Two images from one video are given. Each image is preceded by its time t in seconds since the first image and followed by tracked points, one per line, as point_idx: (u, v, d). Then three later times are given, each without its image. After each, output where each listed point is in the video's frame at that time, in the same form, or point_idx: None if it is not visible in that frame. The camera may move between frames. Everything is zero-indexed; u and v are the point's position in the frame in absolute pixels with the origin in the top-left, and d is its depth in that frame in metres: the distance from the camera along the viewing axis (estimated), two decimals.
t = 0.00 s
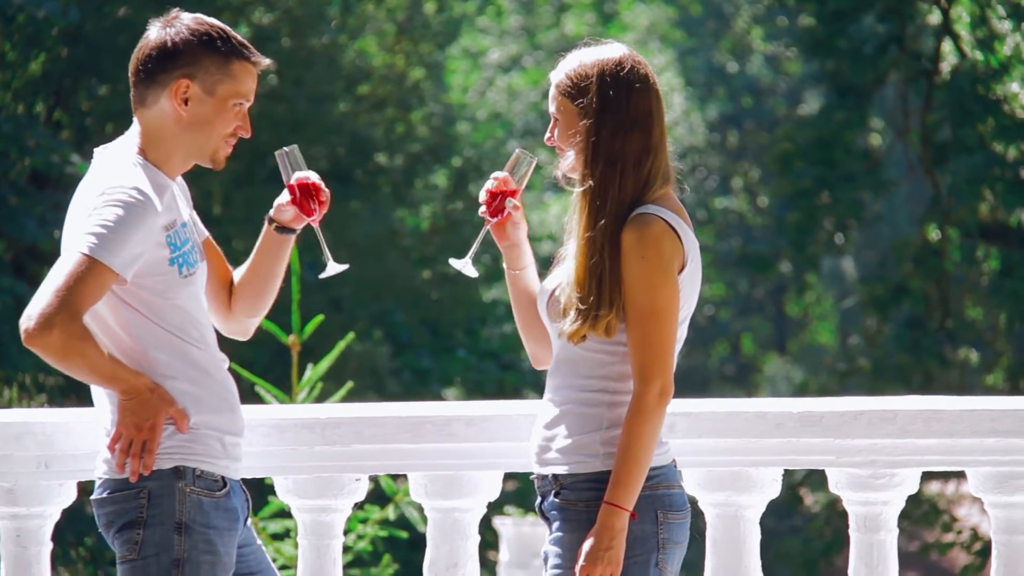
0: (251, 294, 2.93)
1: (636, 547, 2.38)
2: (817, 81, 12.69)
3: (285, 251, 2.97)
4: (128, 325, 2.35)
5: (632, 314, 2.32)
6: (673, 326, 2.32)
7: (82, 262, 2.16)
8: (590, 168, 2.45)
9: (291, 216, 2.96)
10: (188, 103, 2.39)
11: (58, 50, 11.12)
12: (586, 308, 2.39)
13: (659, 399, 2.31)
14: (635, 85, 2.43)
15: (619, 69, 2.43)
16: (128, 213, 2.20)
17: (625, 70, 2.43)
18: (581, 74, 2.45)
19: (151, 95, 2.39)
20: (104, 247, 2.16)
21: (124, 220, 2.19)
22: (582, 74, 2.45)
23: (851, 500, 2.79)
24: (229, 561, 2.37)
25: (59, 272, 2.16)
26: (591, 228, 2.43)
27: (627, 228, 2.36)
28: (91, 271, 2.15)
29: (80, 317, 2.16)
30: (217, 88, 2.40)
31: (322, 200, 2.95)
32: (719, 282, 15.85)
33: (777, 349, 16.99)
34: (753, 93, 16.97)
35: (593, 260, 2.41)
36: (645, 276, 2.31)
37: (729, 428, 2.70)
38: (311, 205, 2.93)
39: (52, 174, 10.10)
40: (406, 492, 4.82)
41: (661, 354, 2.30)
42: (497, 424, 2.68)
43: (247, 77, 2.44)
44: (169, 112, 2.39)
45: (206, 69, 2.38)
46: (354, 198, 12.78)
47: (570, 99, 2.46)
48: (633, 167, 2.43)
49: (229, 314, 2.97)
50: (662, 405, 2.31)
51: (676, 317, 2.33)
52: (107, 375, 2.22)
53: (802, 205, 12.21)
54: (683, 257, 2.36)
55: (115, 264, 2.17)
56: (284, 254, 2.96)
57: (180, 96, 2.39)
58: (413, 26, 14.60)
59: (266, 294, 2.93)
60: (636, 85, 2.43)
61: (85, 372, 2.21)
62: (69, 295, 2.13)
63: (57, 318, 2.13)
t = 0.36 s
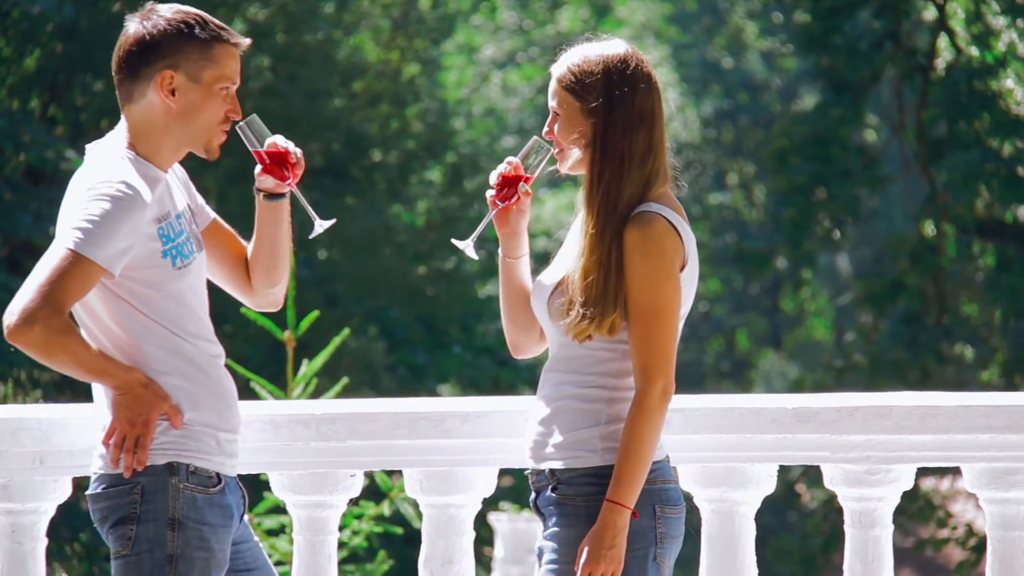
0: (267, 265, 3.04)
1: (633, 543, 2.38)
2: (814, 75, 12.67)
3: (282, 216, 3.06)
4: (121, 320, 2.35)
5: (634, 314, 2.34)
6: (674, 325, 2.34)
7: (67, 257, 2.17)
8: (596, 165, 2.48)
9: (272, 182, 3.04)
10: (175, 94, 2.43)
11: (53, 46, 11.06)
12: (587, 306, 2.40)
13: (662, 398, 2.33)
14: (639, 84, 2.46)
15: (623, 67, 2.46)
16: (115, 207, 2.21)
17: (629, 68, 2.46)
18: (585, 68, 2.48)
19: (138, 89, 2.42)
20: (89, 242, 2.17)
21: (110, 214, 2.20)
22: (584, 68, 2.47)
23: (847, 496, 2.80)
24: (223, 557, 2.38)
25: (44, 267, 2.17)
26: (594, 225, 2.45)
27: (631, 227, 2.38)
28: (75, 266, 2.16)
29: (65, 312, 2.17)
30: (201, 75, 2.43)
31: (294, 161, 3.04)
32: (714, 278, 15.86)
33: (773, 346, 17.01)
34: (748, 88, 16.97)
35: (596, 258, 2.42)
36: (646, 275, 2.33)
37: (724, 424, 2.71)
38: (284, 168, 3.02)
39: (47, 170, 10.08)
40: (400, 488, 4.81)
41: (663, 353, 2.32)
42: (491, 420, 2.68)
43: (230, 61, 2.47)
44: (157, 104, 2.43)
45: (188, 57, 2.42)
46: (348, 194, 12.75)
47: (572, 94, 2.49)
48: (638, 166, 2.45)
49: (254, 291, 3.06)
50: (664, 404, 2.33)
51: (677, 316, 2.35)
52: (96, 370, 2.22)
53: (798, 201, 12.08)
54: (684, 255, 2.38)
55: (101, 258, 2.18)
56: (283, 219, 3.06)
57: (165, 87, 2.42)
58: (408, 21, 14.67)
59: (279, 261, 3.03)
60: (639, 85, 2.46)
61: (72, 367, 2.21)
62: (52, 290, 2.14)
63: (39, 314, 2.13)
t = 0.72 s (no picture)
0: (272, 249, 2.84)
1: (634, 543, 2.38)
2: (812, 74, 12.69)
3: (281, 196, 2.83)
4: (117, 321, 2.35)
5: (640, 315, 2.34)
6: (680, 325, 2.34)
7: (58, 260, 2.18)
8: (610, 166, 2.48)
9: (267, 164, 2.79)
10: (161, 90, 2.41)
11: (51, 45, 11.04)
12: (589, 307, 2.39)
13: (668, 398, 2.33)
14: (651, 86, 2.46)
15: (637, 64, 2.45)
16: (105, 208, 2.21)
17: (645, 69, 2.45)
18: (601, 63, 2.47)
19: (124, 92, 2.42)
20: (80, 244, 2.17)
21: (102, 214, 2.20)
22: (598, 66, 2.46)
23: (845, 496, 2.80)
24: (221, 557, 2.37)
25: (35, 270, 2.18)
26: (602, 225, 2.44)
27: (638, 229, 2.38)
28: (65, 268, 2.17)
29: (57, 314, 2.17)
30: (184, 66, 2.42)
31: (286, 139, 2.75)
32: (713, 278, 15.88)
33: (771, 345, 17.04)
34: (747, 88, 17.02)
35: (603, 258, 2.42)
36: (652, 275, 2.33)
37: (722, 423, 2.71)
38: (276, 149, 2.76)
39: (45, 169, 10.07)
40: (398, 488, 4.81)
41: (670, 353, 2.32)
42: (490, 420, 2.68)
43: (211, 48, 2.46)
44: (145, 103, 2.41)
45: (167, 51, 2.41)
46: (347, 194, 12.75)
47: (585, 90, 2.48)
48: (646, 167, 2.45)
49: (264, 278, 2.87)
50: (669, 404, 2.33)
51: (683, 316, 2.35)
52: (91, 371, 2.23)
53: (799, 201, 12.18)
54: (689, 256, 2.38)
55: (93, 260, 2.19)
56: (283, 200, 2.83)
57: (150, 86, 2.41)
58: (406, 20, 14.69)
59: (285, 242, 2.84)
60: (651, 85, 2.46)
61: (68, 369, 2.22)
62: (44, 293, 2.15)
63: (28, 317, 2.14)
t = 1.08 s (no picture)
0: (281, 242, 2.78)
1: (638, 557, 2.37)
2: (813, 86, 12.72)
3: (283, 187, 2.77)
4: (117, 334, 2.35)
5: (644, 326, 2.33)
6: (684, 336, 2.33)
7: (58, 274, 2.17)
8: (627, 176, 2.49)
9: (266, 155, 2.73)
10: (152, 100, 2.40)
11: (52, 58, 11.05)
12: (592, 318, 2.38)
13: (671, 410, 2.32)
14: (676, 102, 2.48)
15: (664, 82, 2.48)
16: (105, 220, 2.21)
17: (673, 89, 2.48)
18: (637, 70, 2.49)
19: (115, 106, 2.40)
20: (79, 256, 2.17)
21: (101, 227, 2.20)
22: (629, 74, 2.48)
23: (846, 509, 2.79)
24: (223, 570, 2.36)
25: (33, 284, 2.17)
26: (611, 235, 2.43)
27: (643, 240, 2.37)
28: (64, 282, 2.16)
29: (55, 329, 2.16)
30: (172, 73, 2.41)
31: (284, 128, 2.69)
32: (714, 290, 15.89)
33: (772, 358, 17.05)
34: (747, 101, 17.10)
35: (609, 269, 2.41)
36: (658, 287, 2.32)
37: (723, 437, 2.70)
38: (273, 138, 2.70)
39: (46, 181, 10.08)
40: (399, 500, 4.79)
41: (674, 364, 2.31)
42: (491, 432, 2.68)
43: (194, 50, 2.44)
44: (137, 114, 2.40)
45: (153, 59, 2.40)
46: (347, 206, 12.75)
47: (609, 93, 2.49)
48: (661, 181, 2.44)
49: (276, 272, 2.81)
50: (672, 416, 2.32)
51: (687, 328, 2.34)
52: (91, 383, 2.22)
53: (798, 212, 12.11)
54: (694, 267, 2.38)
55: (92, 273, 2.18)
56: (285, 190, 2.77)
57: (141, 97, 2.40)
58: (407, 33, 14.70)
59: (292, 233, 2.78)
60: (677, 102, 2.48)
61: (68, 382, 2.21)
62: (43, 307, 2.14)
63: (28, 330, 2.14)
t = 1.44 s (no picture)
0: (315, 246, 2.78)
1: None
2: (841, 103, 12.70)
3: (312, 190, 2.77)
4: (148, 353, 2.34)
5: (676, 343, 2.31)
6: (716, 354, 2.31)
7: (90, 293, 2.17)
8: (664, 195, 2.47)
9: (291, 158, 2.73)
10: (172, 119, 2.40)
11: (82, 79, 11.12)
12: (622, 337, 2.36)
13: (704, 427, 2.29)
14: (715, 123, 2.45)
15: (709, 106, 2.45)
16: (136, 240, 2.21)
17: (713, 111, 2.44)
18: (675, 92, 2.47)
19: (136, 127, 2.40)
20: (109, 276, 2.17)
21: (132, 247, 2.20)
22: (674, 94, 2.46)
23: (878, 529, 2.75)
24: None
25: (64, 305, 2.17)
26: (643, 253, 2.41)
27: (675, 257, 2.35)
28: (95, 302, 2.16)
29: (86, 350, 2.16)
30: (186, 88, 2.41)
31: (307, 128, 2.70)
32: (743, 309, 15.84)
33: (802, 377, 16.96)
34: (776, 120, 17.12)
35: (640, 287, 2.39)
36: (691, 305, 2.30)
37: (753, 456, 2.67)
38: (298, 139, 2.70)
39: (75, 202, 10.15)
40: (430, 520, 4.75)
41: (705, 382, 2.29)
42: (522, 451, 2.66)
43: (206, 64, 2.45)
44: (159, 133, 2.40)
45: (166, 78, 2.40)
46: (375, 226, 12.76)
47: (650, 112, 2.47)
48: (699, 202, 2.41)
49: (314, 277, 2.79)
50: (706, 433, 2.29)
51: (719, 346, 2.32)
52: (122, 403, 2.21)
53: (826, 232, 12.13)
54: (725, 285, 2.35)
55: (122, 293, 2.18)
56: (314, 193, 2.76)
57: (161, 115, 2.40)
58: (434, 53, 14.81)
59: (324, 235, 2.78)
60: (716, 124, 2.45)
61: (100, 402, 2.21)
62: (74, 327, 2.14)
63: (60, 350, 2.14)
